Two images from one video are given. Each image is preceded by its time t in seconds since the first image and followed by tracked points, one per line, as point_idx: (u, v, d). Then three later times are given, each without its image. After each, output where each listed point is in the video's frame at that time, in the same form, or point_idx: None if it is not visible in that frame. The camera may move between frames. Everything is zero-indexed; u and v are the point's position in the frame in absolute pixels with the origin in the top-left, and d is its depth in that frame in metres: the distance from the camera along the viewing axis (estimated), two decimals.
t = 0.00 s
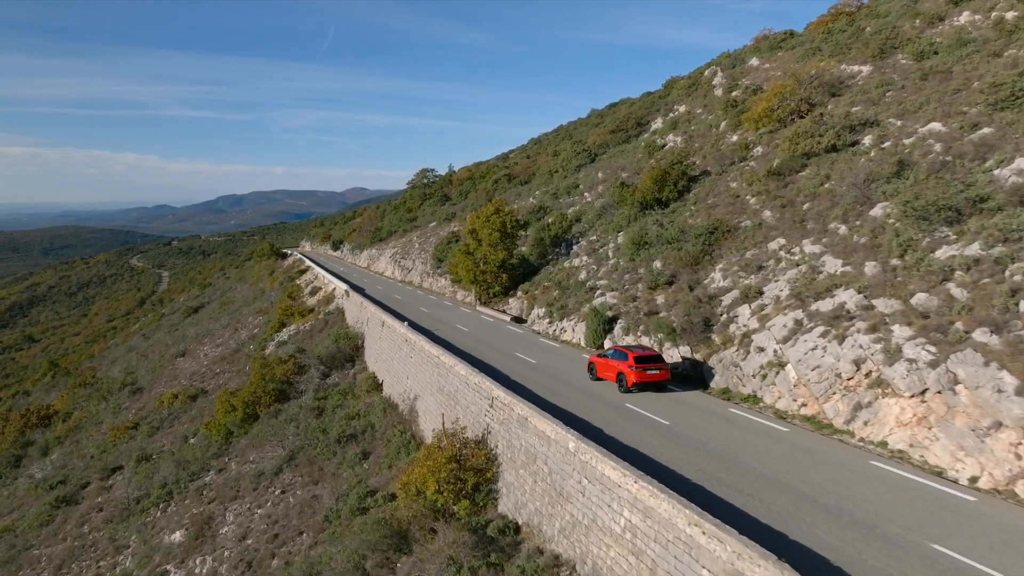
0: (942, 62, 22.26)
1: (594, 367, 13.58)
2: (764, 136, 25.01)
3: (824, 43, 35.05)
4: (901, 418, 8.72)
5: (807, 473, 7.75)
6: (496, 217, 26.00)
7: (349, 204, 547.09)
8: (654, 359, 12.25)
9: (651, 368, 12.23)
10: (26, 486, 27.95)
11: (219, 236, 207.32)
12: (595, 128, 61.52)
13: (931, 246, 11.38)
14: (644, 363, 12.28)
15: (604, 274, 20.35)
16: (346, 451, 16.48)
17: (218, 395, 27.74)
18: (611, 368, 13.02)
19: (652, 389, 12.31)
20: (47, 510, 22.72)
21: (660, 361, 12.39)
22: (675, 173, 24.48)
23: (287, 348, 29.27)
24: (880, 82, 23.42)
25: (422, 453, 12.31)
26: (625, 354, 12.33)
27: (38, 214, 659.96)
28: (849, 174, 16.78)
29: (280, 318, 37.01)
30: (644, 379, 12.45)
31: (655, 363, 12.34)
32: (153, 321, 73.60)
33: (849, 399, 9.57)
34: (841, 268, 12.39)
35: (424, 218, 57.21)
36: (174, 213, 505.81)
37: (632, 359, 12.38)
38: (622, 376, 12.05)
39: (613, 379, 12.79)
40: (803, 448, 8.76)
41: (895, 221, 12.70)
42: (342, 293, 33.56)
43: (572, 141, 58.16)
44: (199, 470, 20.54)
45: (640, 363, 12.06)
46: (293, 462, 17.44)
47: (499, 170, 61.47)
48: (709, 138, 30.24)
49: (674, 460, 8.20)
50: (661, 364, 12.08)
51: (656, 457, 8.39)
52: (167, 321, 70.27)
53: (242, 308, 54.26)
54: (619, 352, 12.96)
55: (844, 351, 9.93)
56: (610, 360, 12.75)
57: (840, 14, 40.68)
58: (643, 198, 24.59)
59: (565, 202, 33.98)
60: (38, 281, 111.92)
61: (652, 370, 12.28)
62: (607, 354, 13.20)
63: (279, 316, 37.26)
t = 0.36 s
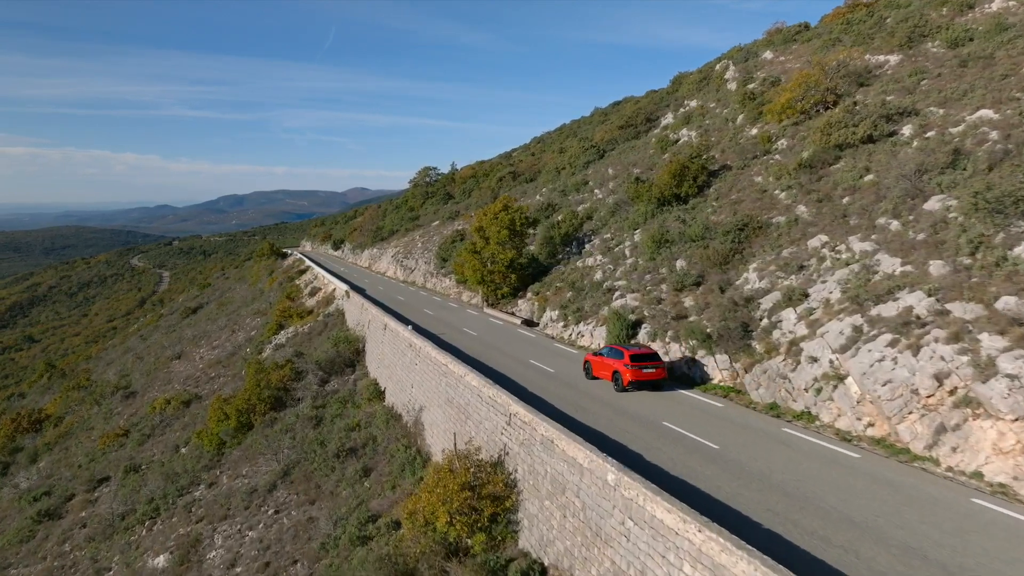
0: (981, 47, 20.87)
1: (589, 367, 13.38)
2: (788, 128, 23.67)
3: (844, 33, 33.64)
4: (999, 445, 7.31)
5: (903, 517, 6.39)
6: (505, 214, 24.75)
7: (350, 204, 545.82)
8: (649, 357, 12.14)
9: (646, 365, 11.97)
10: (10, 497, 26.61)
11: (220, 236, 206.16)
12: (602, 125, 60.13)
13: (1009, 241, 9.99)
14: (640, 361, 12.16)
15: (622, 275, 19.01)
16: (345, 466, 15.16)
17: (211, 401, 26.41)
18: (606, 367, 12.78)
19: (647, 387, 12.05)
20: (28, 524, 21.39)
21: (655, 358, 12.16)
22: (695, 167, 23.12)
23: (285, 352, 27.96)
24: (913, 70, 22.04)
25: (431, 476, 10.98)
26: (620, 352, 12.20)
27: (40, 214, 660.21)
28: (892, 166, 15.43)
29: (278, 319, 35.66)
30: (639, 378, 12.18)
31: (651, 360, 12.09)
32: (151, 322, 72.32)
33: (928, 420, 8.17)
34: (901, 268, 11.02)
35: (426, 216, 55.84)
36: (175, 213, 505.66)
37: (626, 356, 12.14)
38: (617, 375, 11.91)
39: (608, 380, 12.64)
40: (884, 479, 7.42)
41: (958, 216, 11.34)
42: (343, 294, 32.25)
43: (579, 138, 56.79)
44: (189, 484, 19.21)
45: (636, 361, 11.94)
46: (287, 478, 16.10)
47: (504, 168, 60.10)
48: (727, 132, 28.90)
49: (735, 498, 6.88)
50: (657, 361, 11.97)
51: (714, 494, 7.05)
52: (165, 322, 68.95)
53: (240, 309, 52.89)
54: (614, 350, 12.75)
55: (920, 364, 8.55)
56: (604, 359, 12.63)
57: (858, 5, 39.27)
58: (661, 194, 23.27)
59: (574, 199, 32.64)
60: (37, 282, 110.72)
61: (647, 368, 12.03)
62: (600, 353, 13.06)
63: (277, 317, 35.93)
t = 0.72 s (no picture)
0: None
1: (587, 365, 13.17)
2: (815, 119, 22.31)
3: (867, 22, 32.24)
4: None
5: None
6: (515, 210, 23.39)
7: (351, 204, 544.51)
8: (647, 355, 12.03)
9: (643, 364, 11.75)
10: None
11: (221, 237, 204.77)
12: (608, 121, 58.74)
13: None
14: (638, 359, 12.01)
15: (643, 275, 17.64)
16: (345, 486, 13.79)
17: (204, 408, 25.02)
18: (603, 365, 12.57)
19: (645, 386, 11.85)
20: (5, 542, 19.98)
21: (653, 357, 11.94)
22: (717, 160, 21.72)
23: (281, 355, 26.58)
24: (951, 56, 20.64)
25: (444, 506, 9.65)
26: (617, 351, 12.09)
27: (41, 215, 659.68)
28: (946, 155, 14.03)
29: (275, 321, 34.27)
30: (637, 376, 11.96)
31: (648, 359, 11.87)
32: (148, 323, 70.98)
33: None
34: (980, 266, 9.60)
35: (429, 215, 54.43)
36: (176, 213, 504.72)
37: (623, 354, 11.93)
38: (615, 374, 11.80)
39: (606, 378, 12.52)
40: (1006, 526, 6.02)
41: None
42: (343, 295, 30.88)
43: (586, 135, 55.40)
44: (177, 501, 17.82)
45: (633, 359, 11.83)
46: (281, 497, 14.70)
47: (508, 165, 58.70)
48: (746, 125, 27.51)
49: (830, 555, 5.51)
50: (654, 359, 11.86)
51: (801, 548, 5.69)
52: (163, 323, 67.55)
53: (238, 310, 51.47)
54: (611, 348, 12.55)
55: None
56: (601, 357, 12.52)
57: None
58: (680, 189, 21.91)
59: (585, 196, 31.27)
60: (38, 281, 109.49)
61: (645, 367, 11.81)
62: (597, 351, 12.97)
63: (275, 319, 34.53)
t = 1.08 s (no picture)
0: None
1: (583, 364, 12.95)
2: (847, 109, 20.91)
3: (892, 9, 30.77)
4: None
5: None
6: (525, 206, 21.92)
7: (352, 203, 543.21)
8: (645, 354, 11.81)
9: (640, 362, 11.54)
10: None
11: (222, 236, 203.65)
12: (615, 117, 57.28)
13: None
14: (635, 358, 11.78)
15: (668, 276, 16.25)
16: (344, 510, 12.37)
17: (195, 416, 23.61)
18: (599, 363, 12.37)
19: (643, 385, 11.66)
20: None
21: (651, 355, 11.73)
22: (743, 152, 20.31)
23: (278, 360, 25.19)
24: (996, 39, 19.18)
25: (461, 547, 8.28)
26: (614, 349, 11.93)
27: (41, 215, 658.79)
28: (1014, 142, 12.58)
29: (272, 323, 32.84)
30: (633, 375, 11.74)
31: (646, 358, 11.66)
32: (146, 324, 69.60)
33: None
34: None
35: (431, 213, 53.01)
36: (176, 213, 503.60)
37: (620, 353, 11.73)
38: (612, 373, 11.58)
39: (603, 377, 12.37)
40: None
41: None
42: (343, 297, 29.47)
43: (593, 131, 53.97)
44: (162, 520, 16.40)
45: (630, 358, 11.67)
46: (273, 521, 13.28)
47: (513, 163, 57.29)
48: (768, 117, 26.12)
49: None
50: (652, 358, 11.71)
51: None
52: (160, 324, 66.18)
53: (235, 311, 50.04)
54: (608, 346, 12.35)
55: None
56: (598, 356, 12.36)
57: None
58: (703, 183, 20.55)
59: (596, 193, 29.87)
60: (37, 281, 108.25)
61: (642, 366, 11.61)
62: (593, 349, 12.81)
63: (271, 321, 33.09)
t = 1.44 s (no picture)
0: None
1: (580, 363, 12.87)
2: (883, 98, 19.47)
3: None
4: None
5: None
6: (537, 202, 20.42)
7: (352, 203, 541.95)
8: (643, 353, 11.73)
9: (639, 362, 11.46)
10: None
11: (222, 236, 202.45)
12: (623, 113, 55.82)
13: None
14: (633, 357, 11.70)
15: (698, 278, 14.83)
16: (342, 541, 10.93)
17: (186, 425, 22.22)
18: (596, 362, 12.29)
19: (641, 384, 11.59)
20: None
21: (649, 354, 11.64)
22: (771, 143, 18.87)
23: (274, 366, 23.82)
24: None
25: None
26: (613, 347, 11.84)
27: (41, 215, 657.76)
28: None
29: (268, 326, 31.44)
30: (631, 375, 11.64)
31: (644, 357, 11.57)
32: (143, 325, 68.23)
33: None
34: None
35: (434, 212, 51.58)
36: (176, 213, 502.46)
37: (617, 352, 11.67)
38: (610, 373, 11.51)
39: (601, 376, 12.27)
40: None
41: None
42: (343, 298, 28.09)
43: (600, 127, 52.51)
44: (143, 544, 14.98)
45: (629, 357, 11.56)
46: (262, 552, 11.84)
47: (517, 160, 55.87)
48: (791, 109, 24.69)
49: None
50: (651, 357, 11.62)
51: None
52: (157, 325, 64.81)
53: (231, 312, 48.61)
54: (605, 345, 12.28)
55: None
56: (595, 355, 12.24)
57: None
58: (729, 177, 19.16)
59: (608, 189, 28.46)
60: (37, 281, 107.05)
61: (640, 365, 11.54)
62: (591, 348, 12.70)
63: (267, 324, 31.68)
